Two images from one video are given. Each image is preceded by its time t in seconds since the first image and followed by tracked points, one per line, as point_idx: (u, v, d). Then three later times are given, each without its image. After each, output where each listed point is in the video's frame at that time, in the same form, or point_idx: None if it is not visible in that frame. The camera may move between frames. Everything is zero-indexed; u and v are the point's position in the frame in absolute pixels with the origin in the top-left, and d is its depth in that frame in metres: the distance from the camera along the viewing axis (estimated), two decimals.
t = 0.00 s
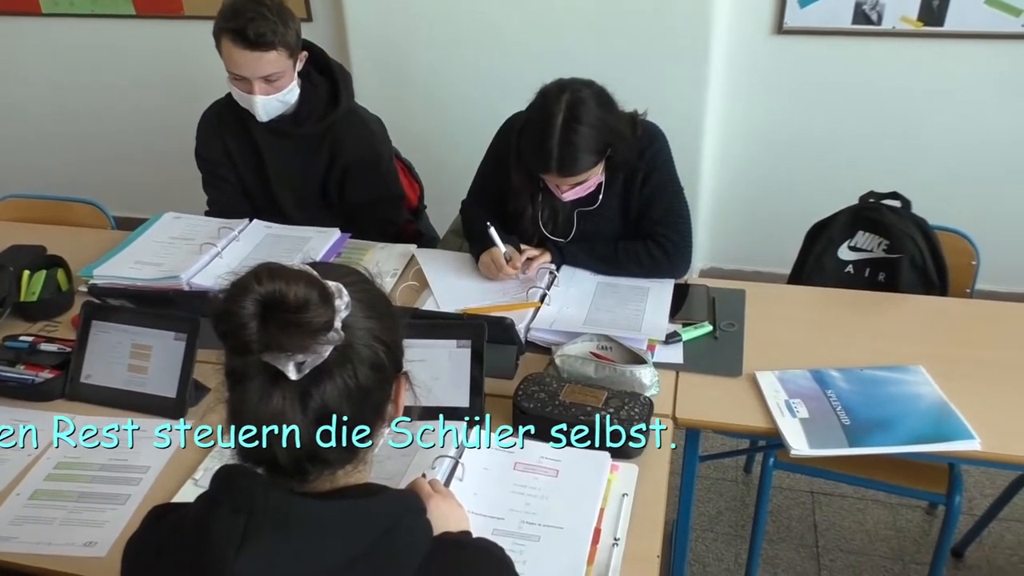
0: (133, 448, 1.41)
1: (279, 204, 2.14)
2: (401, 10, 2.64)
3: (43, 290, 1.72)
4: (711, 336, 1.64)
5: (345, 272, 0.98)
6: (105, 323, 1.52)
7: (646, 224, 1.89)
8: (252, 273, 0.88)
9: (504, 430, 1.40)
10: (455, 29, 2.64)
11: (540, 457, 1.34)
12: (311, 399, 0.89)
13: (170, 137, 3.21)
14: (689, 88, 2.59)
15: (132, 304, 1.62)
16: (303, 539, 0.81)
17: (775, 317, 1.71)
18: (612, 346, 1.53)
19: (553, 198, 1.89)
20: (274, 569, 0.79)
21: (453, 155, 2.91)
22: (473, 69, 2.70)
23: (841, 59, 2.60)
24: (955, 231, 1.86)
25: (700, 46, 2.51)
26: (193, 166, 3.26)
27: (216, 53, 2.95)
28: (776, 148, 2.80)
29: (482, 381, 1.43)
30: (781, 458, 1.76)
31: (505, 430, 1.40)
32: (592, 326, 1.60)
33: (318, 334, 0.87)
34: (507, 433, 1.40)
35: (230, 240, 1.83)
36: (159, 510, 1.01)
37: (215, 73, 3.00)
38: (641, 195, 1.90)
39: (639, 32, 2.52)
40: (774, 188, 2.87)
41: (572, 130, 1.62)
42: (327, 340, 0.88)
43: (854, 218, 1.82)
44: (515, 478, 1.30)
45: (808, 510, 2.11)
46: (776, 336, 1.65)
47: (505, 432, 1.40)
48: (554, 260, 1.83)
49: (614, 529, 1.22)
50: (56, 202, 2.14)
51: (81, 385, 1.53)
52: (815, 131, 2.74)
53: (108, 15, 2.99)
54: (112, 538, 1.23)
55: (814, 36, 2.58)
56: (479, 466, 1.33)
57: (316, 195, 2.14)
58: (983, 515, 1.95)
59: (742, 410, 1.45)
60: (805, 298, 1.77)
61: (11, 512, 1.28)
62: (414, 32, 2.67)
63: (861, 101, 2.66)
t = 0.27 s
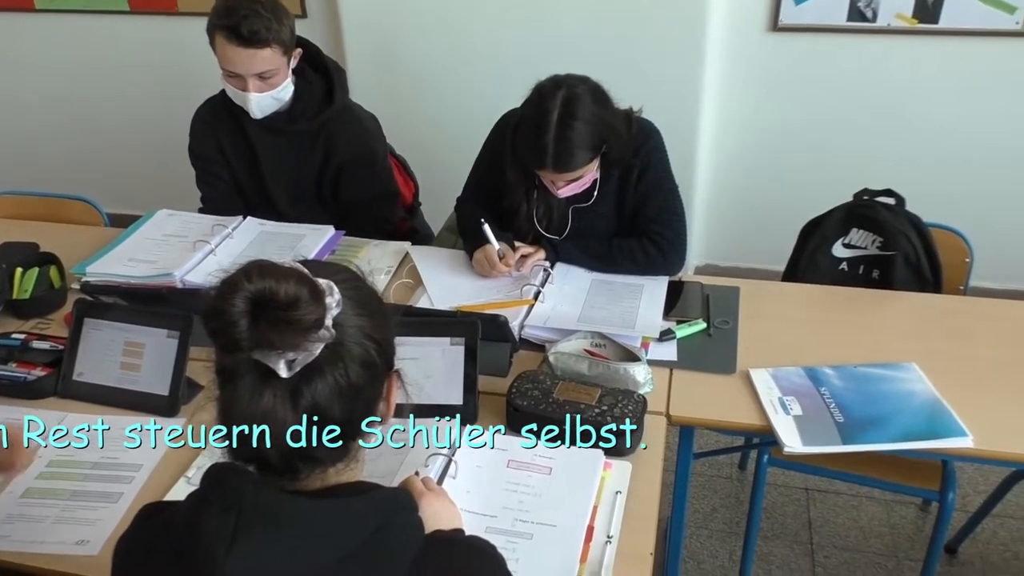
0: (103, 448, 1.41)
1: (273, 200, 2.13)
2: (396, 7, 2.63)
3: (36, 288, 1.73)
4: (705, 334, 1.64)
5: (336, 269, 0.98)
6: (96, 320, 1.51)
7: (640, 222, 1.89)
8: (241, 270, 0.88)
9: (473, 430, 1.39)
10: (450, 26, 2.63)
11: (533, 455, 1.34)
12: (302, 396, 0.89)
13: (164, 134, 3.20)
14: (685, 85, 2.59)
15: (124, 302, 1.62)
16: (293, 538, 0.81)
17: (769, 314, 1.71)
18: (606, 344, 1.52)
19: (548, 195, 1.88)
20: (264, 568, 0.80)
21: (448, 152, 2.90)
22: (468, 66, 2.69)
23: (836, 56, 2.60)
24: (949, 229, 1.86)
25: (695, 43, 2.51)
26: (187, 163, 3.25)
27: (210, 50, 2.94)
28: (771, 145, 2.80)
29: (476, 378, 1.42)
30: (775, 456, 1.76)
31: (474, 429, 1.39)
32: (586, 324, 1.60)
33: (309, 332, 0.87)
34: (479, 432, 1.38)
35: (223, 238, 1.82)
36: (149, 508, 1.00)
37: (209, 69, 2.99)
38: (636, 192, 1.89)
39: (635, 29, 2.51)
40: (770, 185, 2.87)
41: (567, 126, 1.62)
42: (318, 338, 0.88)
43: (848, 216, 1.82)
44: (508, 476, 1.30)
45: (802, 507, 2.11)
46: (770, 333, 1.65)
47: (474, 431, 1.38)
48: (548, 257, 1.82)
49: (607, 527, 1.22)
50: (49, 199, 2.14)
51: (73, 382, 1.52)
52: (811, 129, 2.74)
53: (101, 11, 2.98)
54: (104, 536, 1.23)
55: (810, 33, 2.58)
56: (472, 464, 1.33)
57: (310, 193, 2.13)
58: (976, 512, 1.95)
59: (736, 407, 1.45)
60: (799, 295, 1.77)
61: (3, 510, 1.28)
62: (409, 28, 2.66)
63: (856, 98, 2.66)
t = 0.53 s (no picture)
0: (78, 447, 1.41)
1: (268, 197, 2.13)
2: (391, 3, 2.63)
3: (29, 284, 1.71)
4: (700, 331, 1.64)
5: (328, 266, 0.98)
6: (91, 317, 1.50)
7: (635, 219, 1.89)
8: (233, 268, 0.88)
9: (443, 430, 1.38)
10: (445, 22, 2.62)
11: (528, 452, 1.34)
12: (294, 394, 0.89)
13: (159, 131, 3.19)
14: (680, 82, 2.59)
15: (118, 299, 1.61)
16: (283, 537, 0.81)
17: (764, 311, 1.71)
18: (600, 341, 1.52)
19: (543, 193, 1.87)
20: (256, 566, 0.80)
21: (444, 149, 2.90)
22: (464, 63, 2.69)
23: (832, 54, 2.60)
24: (943, 226, 1.86)
25: (691, 40, 2.50)
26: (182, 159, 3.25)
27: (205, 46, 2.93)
28: (767, 142, 2.80)
29: (470, 376, 1.42)
30: (769, 453, 1.76)
31: (446, 429, 1.38)
32: (581, 321, 1.60)
33: (301, 329, 0.86)
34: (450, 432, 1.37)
35: (218, 235, 1.82)
36: (141, 507, 1.00)
37: (204, 66, 2.98)
38: (631, 189, 1.89)
39: (630, 26, 2.51)
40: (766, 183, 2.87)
41: (563, 122, 1.61)
42: (310, 335, 0.88)
43: (843, 213, 1.82)
44: (502, 474, 1.30)
45: (797, 504, 2.11)
46: (765, 330, 1.65)
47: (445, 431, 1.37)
48: (544, 254, 1.81)
49: (601, 525, 1.22)
50: (42, 195, 2.13)
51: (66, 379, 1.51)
52: (806, 126, 2.74)
53: (95, 7, 2.97)
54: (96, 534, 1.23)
55: (806, 31, 2.58)
56: (467, 461, 1.33)
57: (306, 190, 2.13)
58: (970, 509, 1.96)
59: (730, 404, 1.45)
60: (794, 293, 1.77)
61: None
62: (405, 25, 2.65)
63: (852, 96, 2.66)
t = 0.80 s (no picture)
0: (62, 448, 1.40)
1: (262, 195, 2.12)
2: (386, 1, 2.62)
3: (22, 282, 1.72)
4: (695, 330, 1.64)
5: (321, 266, 0.97)
6: (84, 316, 1.49)
7: (630, 217, 1.89)
8: (224, 267, 0.88)
9: (414, 430, 1.37)
10: (441, 21, 2.62)
11: (522, 452, 1.34)
12: (286, 394, 0.89)
13: (153, 129, 3.18)
14: (676, 81, 2.58)
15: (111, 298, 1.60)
16: (276, 538, 0.81)
17: (759, 310, 1.71)
18: (595, 340, 1.52)
19: (539, 192, 1.88)
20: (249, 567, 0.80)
21: (439, 147, 2.89)
22: (459, 61, 2.68)
23: (828, 52, 2.60)
24: (938, 225, 1.86)
25: (687, 39, 2.50)
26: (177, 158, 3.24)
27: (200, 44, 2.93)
28: (763, 141, 2.80)
29: (465, 375, 1.42)
30: (764, 452, 1.76)
31: (416, 429, 1.37)
32: (576, 320, 1.60)
33: (292, 329, 0.86)
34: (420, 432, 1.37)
35: (212, 233, 1.81)
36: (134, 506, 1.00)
37: (199, 63, 2.97)
38: (626, 188, 1.89)
39: (626, 25, 2.51)
40: (761, 181, 2.87)
41: (559, 118, 1.61)
42: (302, 335, 0.87)
43: (838, 212, 1.82)
44: (497, 474, 1.30)
45: (792, 502, 2.12)
46: (759, 329, 1.65)
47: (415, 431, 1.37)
48: (539, 253, 1.81)
49: (595, 524, 1.22)
50: (36, 194, 2.12)
51: (59, 378, 1.50)
52: (802, 125, 2.74)
53: (89, 4, 2.96)
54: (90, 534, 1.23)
55: (801, 29, 2.58)
56: (461, 461, 1.33)
57: (301, 188, 2.13)
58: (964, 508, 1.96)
59: (725, 402, 1.45)
60: (789, 292, 1.77)
61: None
62: (400, 23, 2.65)
63: (848, 95, 2.66)
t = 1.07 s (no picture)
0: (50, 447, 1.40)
1: (257, 193, 2.12)
2: None
3: (16, 279, 1.69)
4: (691, 328, 1.64)
5: (315, 263, 0.97)
6: (77, 314, 1.48)
7: (626, 215, 1.89)
8: (216, 266, 0.87)
9: (384, 429, 1.35)
10: (437, 18, 2.61)
11: (517, 450, 1.34)
12: (279, 392, 0.88)
13: (149, 126, 3.18)
14: (672, 79, 2.58)
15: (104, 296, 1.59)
16: (269, 537, 0.80)
17: (754, 308, 1.71)
18: (590, 338, 1.52)
19: (534, 188, 1.87)
20: (242, 566, 0.79)
21: (435, 145, 2.89)
22: (455, 59, 2.68)
23: (824, 50, 2.60)
24: (933, 223, 1.86)
25: (683, 37, 2.50)
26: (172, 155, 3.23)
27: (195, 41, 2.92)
28: (759, 139, 2.80)
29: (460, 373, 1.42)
30: (759, 449, 1.76)
31: (387, 428, 1.35)
32: (571, 318, 1.59)
33: (285, 327, 0.86)
34: (390, 432, 1.35)
35: (206, 231, 1.81)
36: (127, 505, 0.99)
37: (194, 60, 2.96)
38: (622, 185, 1.89)
39: (622, 23, 2.50)
40: (757, 179, 2.87)
41: (554, 115, 1.61)
42: (295, 333, 0.87)
43: (834, 210, 1.83)
44: (491, 472, 1.30)
45: (788, 500, 2.12)
46: (754, 327, 1.65)
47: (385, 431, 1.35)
48: (535, 251, 1.81)
49: (590, 523, 1.21)
50: (29, 191, 2.11)
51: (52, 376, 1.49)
52: (799, 123, 2.74)
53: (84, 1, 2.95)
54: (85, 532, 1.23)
55: (798, 28, 2.58)
56: (455, 459, 1.33)
57: (295, 186, 2.12)
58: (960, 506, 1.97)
59: (720, 399, 1.45)
60: (785, 290, 1.77)
61: None
62: (396, 20, 2.64)
63: (844, 92, 2.66)
